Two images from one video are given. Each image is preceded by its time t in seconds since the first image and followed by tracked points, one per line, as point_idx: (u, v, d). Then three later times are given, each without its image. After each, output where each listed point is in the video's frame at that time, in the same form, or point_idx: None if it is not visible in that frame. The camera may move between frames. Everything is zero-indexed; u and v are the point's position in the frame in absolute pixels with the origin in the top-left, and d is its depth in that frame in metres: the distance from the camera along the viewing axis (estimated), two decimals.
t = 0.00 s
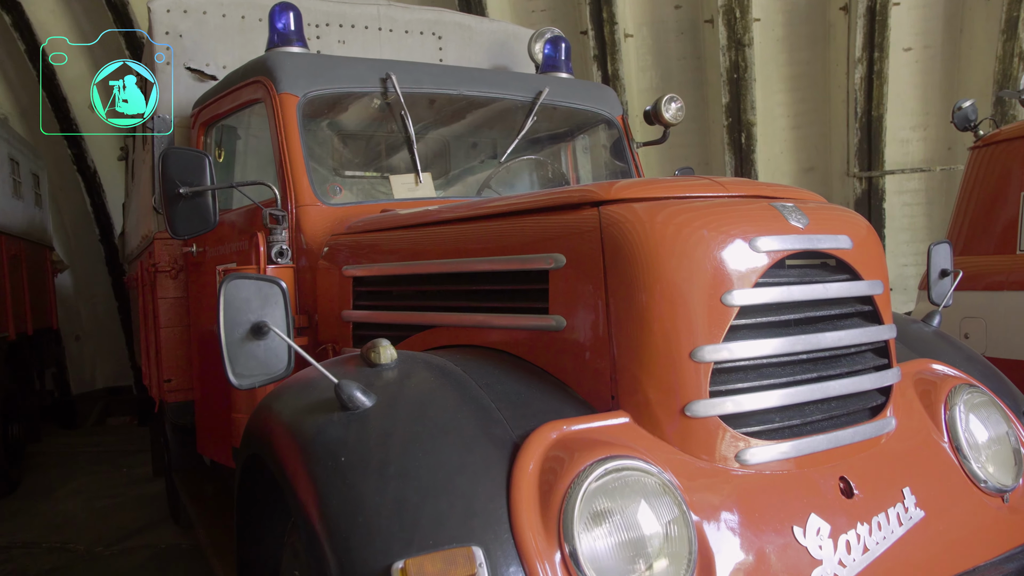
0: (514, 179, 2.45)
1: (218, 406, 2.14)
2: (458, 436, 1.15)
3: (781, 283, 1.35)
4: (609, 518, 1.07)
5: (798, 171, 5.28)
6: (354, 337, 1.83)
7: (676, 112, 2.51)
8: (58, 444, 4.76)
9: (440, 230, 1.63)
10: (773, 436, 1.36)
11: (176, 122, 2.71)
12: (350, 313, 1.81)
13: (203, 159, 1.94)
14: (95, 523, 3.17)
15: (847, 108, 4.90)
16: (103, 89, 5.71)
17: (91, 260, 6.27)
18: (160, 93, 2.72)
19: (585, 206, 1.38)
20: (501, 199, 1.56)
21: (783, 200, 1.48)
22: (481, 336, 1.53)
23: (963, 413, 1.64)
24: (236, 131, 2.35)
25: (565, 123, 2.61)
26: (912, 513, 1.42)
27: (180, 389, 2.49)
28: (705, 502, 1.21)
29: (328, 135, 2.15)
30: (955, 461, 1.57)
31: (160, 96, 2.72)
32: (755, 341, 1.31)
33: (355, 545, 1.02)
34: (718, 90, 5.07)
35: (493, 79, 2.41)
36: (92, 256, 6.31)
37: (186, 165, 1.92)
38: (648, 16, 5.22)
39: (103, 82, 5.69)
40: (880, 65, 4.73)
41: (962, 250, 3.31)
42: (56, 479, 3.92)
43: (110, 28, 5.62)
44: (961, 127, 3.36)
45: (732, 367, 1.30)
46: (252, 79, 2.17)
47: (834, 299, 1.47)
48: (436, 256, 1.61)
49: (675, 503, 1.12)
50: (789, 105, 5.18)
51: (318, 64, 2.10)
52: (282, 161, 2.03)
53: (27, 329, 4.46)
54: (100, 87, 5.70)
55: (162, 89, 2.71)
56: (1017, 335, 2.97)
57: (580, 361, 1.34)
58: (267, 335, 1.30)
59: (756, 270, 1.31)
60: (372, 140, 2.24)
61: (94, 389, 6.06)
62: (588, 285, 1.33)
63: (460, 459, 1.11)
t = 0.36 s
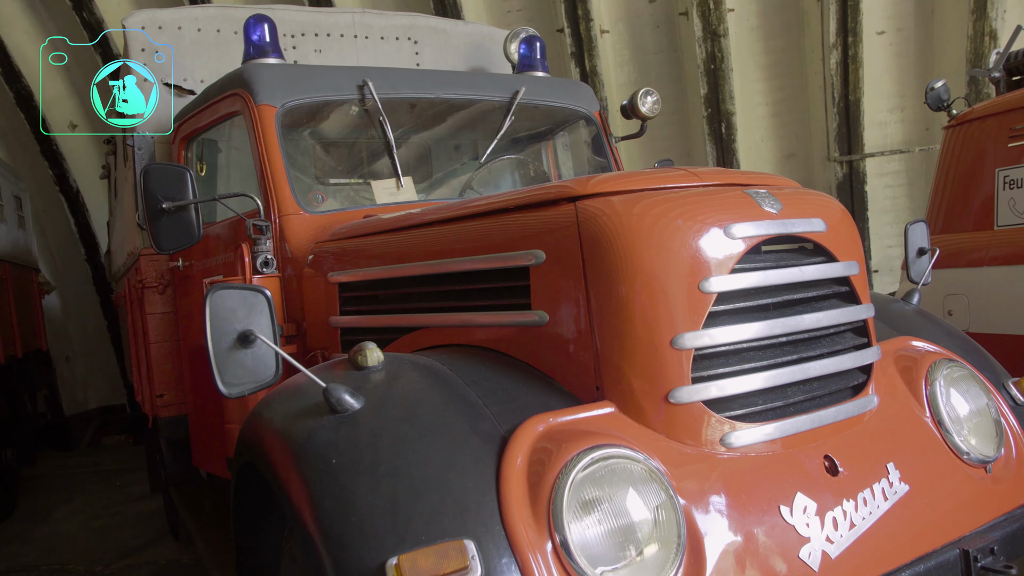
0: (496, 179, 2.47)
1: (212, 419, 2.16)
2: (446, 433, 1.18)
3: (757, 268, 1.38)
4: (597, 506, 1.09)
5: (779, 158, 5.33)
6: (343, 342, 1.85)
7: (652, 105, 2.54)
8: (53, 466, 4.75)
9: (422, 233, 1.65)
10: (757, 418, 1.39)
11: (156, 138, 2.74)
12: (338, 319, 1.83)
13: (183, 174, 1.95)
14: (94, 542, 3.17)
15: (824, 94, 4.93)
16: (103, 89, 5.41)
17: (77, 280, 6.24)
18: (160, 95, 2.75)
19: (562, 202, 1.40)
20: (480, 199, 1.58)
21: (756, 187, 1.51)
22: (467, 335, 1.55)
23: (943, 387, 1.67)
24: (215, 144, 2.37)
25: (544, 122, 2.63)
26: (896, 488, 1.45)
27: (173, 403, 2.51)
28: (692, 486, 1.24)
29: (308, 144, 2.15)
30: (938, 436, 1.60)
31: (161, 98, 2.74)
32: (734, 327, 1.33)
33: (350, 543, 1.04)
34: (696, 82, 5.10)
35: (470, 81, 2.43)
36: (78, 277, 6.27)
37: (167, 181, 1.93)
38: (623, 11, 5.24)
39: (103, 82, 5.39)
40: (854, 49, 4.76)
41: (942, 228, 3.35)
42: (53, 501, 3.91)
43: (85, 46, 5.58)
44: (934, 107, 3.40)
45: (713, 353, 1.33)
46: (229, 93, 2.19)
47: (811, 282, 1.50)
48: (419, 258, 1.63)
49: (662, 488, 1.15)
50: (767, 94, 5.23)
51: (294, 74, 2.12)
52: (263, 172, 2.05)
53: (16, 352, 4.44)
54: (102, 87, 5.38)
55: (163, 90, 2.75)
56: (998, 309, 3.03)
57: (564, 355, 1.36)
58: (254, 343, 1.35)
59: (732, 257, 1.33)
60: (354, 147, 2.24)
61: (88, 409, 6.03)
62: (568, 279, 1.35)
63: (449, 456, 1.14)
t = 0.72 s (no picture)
0: (480, 180, 2.50)
1: (207, 429, 2.17)
2: (436, 429, 1.20)
3: (735, 255, 1.40)
4: (587, 495, 1.12)
5: (762, 146, 5.38)
6: (333, 346, 1.87)
7: (631, 99, 2.57)
8: (50, 485, 4.74)
9: (406, 234, 1.66)
10: (743, 402, 1.42)
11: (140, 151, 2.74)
12: (327, 323, 1.85)
13: (168, 187, 1.95)
14: (95, 558, 3.17)
15: (804, 81, 4.97)
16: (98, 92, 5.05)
17: (66, 298, 6.20)
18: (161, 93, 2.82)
19: (542, 198, 1.42)
20: (462, 198, 1.60)
21: (732, 175, 1.53)
22: (454, 332, 1.57)
23: (925, 365, 1.70)
24: (199, 155, 2.38)
25: (524, 120, 2.65)
26: (882, 465, 1.48)
27: (168, 415, 2.51)
28: (680, 472, 1.26)
29: (292, 151, 2.17)
30: (922, 413, 1.63)
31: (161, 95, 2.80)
32: (716, 313, 1.36)
33: (345, 540, 1.06)
34: (676, 74, 5.13)
35: (450, 82, 2.45)
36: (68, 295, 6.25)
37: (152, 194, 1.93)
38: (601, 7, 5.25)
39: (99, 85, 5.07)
40: (832, 36, 4.78)
41: (924, 209, 3.39)
42: (52, 520, 3.91)
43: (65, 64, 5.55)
44: (911, 90, 3.44)
45: (696, 339, 1.35)
46: (211, 104, 2.20)
47: (790, 266, 1.53)
48: (404, 260, 1.65)
49: (650, 474, 1.17)
50: (747, 84, 5.26)
51: (274, 83, 2.13)
52: (247, 181, 2.07)
53: (9, 372, 4.43)
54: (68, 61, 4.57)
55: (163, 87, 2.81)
56: (982, 288, 3.07)
57: (550, 348, 1.39)
58: (243, 348, 1.37)
59: (710, 244, 1.36)
60: (339, 153, 2.26)
61: (84, 427, 6.02)
62: (551, 273, 1.37)
63: (439, 451, 1.16)
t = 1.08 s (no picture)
0: (467, 178, 2.51)
1: (204, 436, 2.19)
2: (427, 424, 1.22)
3: (716, 242, 1.42)
4: (578, 483, 1.14)
5: (748, 136, 5.41)
6: (325, 348, 1.90)
7: (613, 94, 2.59)
8: (50, 501, 4.74)
9: (392, 234, 1.68)
10: (729, 387, 1.44)
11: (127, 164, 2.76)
12: (318, 326, 1.87)
13: (155, 198, 1.95)
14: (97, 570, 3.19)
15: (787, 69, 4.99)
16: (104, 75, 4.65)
17: (59, 314, 6.18)
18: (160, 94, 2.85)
19: (524, 193, 1.44)
20: (446, 197, 1.62)
21: (711, 164, 1.55)
22: (443, 329, 1.59)
23: (908, 344, 1.73)
24: (186, 165, 2.40)
25: (508, 117, 2.67)
26: (869, 443, 1.50)
27: (165, 424, 2.53)
28: (669, 457, 1.29)
29: (278, 158, 2.19)
30: (907, 391, 1.66)
31: (161, 96, 2.83)
32: (698, 301, 1.38)
33: (341, 536, 1.08)
34: (659, 67, 5.15)
35: (432, 83, 2.47)
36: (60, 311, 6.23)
37: (139, 205, 1.94)
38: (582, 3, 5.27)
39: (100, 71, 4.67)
40: (812, 23, 4.80)
41: (908, 192, 3.43)
42: (53, 535, 3.91)
43: (49, 79, 5.53)
44: (891, 75, 3.47)
45: (680, 327, 1.38)
46: (195, 113, 2.22)
47: (772, 251, 1.55)
48: (391, 260, 1.67)
49: (639, 460, 1.20)
50: (731, 74, 5.29)
51: (257, 90, 2.14)
52: (234, 188, 2.08)
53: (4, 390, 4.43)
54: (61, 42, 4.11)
55: (162, 89, 2.84)
56: (966, 267, 3.11)
57: (538, 341, 1.41)
58: (235, 352, 1.40)
59: (690, 233, 1.38)
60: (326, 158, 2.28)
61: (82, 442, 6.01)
62: (535, 268, 1.40)
63: (431, 446, 1.18)
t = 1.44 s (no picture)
0: (456, 177, 2.53)
1: (203, 441, 2.21)
2: (420, 419, 1.25)
3: (698, 230, 1.45)
4: (570, 471, 1.17)
5: (736, 125, 5.44)
6: (319, 349, 1.92)
7: (597, 88, 2.62)
8: (51, 513, 4.75)
9: (382, 234, 1.70)
10: (716, 372, 1.47)
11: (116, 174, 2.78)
12: (312, 328, 1.89)
13: (146, 206, 1.97)
14: None
15: (771, 58, 5.01)
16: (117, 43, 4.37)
17: (54, 327, 6.17)
18: (159, 94, 2.89)
19: (509, 189, 1.46)
20: (433, 195, 1.63)
21: (692, 154, 1.58)
22: (434, 325, 1.61)
23: (892, 326, 1.76)
24: (175, 173, 2.42)
25: (494, 115, 2.69)
26: (856, 424, 1.53)
27: (164, 431, 2.55)
28: (659, 444, 1.32)
29: (266, 162, 2.21)
30: (893, 372, 1.69)
31: (161, 96, 2.88)
32: (683, 289, 1.40)
33: (338, 530, 1.11)
34: (645, 60, 5.17)
35: (417, 84, 2.49)
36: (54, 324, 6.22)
37: (131, 215, 1.95)
38: None
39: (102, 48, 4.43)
40: (796, 12, 4.82)
41: (894, 176, 3.46)
42: (56, 547, 3.93)
43: (35, 91, 5.51)
44: (872, 60, 3.51)
45: (666, 315, 1.40)
46: (183, 122, 2.24)
47: (754, 238, 1.58)
48: (381, 259, 1.69)
49: (629, 447, 1.23)
50: (716, 65, 5.31)
51: (243, 97, 2.16)
52: (223, 194, 2.10)
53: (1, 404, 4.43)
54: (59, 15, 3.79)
55: (162, 89, 2.89)
56: (952, 249, 3.14)
57: (527, 334, 1.44)
58: (228, 355, 1.43)
59: (673, 223, 1.41)
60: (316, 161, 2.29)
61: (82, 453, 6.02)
62: (522, 262, 1.42)
63: (424, 440, 1.20)
